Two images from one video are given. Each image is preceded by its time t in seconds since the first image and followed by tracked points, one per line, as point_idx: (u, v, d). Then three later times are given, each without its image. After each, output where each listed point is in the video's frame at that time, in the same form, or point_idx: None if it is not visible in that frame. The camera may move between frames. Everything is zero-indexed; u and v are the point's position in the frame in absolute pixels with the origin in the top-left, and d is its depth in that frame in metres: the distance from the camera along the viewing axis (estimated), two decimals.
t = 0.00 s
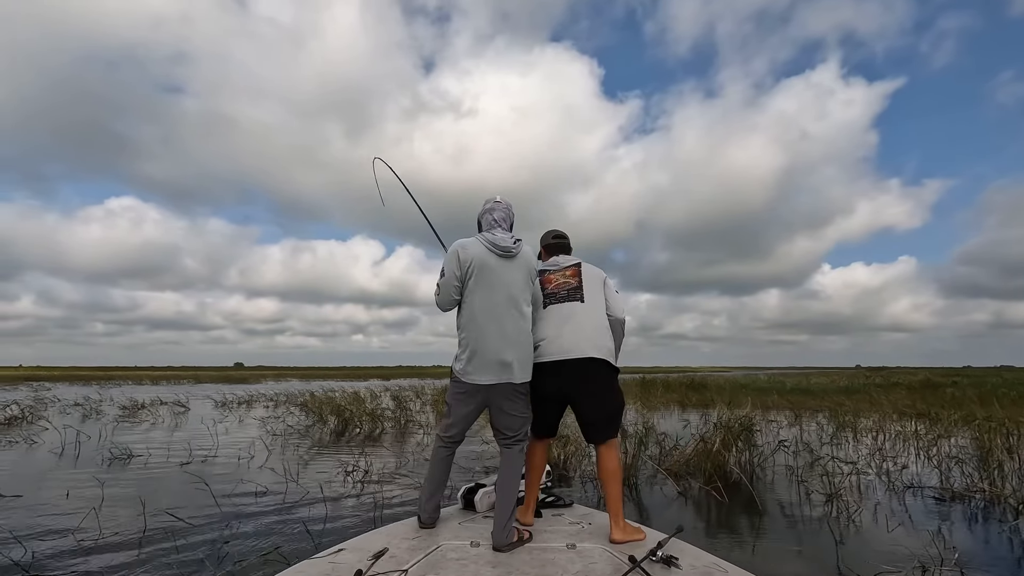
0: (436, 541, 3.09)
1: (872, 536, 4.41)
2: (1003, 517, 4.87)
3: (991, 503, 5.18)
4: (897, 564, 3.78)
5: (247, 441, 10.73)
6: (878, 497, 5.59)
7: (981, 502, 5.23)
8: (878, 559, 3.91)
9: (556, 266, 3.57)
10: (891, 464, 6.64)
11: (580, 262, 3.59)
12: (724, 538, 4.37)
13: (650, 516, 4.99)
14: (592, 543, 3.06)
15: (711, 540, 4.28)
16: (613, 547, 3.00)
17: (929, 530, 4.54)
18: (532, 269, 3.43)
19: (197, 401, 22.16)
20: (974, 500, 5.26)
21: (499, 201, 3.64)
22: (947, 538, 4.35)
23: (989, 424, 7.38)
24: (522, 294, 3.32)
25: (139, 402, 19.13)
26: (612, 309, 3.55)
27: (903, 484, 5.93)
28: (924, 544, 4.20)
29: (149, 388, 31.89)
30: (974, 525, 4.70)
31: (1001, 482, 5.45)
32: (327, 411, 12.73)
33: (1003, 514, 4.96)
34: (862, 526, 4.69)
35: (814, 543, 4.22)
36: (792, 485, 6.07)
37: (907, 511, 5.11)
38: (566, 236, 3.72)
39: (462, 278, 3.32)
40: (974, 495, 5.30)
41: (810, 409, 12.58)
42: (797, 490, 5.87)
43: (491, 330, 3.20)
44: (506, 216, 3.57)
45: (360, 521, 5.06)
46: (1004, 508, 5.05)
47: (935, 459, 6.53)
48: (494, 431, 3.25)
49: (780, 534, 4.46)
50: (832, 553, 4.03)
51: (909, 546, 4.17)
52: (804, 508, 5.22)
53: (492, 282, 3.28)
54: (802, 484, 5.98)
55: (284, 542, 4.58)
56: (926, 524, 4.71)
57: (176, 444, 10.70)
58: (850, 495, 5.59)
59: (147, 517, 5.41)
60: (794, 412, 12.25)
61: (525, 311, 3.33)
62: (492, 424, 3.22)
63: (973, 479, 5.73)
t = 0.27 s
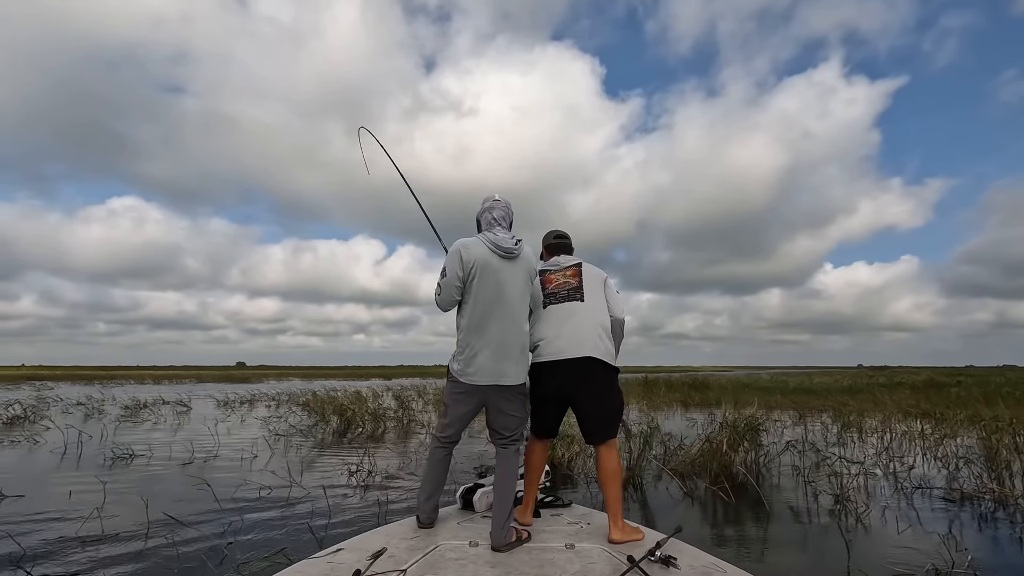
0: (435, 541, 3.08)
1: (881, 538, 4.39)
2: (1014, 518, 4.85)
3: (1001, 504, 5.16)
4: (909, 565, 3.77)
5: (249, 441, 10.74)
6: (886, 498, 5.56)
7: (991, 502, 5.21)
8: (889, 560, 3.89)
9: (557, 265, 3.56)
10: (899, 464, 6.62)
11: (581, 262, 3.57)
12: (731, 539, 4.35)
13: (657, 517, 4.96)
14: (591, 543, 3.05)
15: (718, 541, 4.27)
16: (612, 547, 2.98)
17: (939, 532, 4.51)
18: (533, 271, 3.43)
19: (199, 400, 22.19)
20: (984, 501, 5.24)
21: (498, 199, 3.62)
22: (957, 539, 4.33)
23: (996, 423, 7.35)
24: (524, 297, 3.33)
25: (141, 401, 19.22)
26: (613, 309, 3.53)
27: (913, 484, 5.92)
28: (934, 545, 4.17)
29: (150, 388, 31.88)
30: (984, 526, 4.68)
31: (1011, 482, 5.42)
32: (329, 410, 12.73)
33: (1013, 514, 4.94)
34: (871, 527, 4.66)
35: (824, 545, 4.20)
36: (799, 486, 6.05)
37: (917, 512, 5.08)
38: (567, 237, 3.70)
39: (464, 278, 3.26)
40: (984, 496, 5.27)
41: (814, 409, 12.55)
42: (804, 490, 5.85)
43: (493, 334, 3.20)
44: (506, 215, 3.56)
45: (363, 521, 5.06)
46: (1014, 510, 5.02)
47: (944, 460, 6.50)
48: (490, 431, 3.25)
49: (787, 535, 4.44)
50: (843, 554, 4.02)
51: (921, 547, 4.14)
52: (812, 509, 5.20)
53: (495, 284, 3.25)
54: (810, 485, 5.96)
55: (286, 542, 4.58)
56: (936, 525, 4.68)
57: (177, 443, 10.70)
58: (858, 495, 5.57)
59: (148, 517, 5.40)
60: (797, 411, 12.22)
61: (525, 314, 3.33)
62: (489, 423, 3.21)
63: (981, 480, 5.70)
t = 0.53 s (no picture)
0: (434, 541, 3.07)
1: (891, 539, 4.36)
2: None
3: (1012, 505, 5.12)
4: (920, 567, 3.75)
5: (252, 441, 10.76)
6: (895, 499, 5.54)
7: (1001, 503, 5.19)
8: (899, 562, 3.86)
9: (558, 265, 3.55)
10: (907, 465, 6.59)
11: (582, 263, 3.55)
12: (738, 540, 4.33)
13: (664, 519, 4.94)
14: (591, 543, 3.03)
15: (726, 543, 4.25)
16: (611, 547, 2.97)
17: (949, 533, 4.48)
18: (532, 269, 3.46)
19: (201, 400, 22.25)
20: (994, 502, 5.21)
21: (500, 194, 3.60)
22: (968, 541, 4.30)
23: (1004, 423, 7.31)
24: (523, 294, 3.36)
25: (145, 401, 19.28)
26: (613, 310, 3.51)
27: (922, 485, 5.89)
28: (945, 547, 4.14)
29: (152, 388, 31.92)
30: (994, 527, 4.65)
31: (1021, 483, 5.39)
32: (331, 410, 12.75)
33: None
34: (880, 528, 4.63)
35: (833, 546, 4.19)
36: (807, 487, 6.02)
37: (926, 513, 5.05)
38: (569, 238, 3.69)
39: (467, 269, 3.24)
40: (995, 497, 5.24)
41: (818, 409, 12.51)
42: (812, 491, 5.83)
43: (492, 327, 3.19)
44: (507, 210, 3.54)
45: (365, 521, 5.07)
46: None
47: (953, 461, 6.47)
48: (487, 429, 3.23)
49: (795, 537, 4.42)
50: (853, 555, 4.00)
51: (932, 548, 4.11)
52: (821, 510, 5.17)
53: (495, 279, 3.25)
54: (818, 487, 5.93)
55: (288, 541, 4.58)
56: (947, 527, 4.65)
57: (180, 443, 10.73)
58: (867, 495, 5.54)
59: (150, 517, 5.41)
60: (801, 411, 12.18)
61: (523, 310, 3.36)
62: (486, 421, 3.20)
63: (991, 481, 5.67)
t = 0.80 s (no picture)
0: (434, 538, 3.06)
1: (902, 540, 4.34)
2: None
3: None
4: (931, 569, 3.73)
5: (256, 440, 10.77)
6: (904, 500, 5.51)
7: (1012, 505, 5.15)
8: (911, 563, 3.84)
9: (545, 273, 3.56)
10: (915, 464, 6.58)
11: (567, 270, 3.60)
12: (746, 541, 4.31)
13: (671, 519, 4.92)
14: (590, 541, 3.02)
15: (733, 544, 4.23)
16: (611, 546, 2.96)
17: (960, 535, 4.46)
18: (519, 261, 3.40)
19: (204, 399, 22.28)
20: (1006, 503, 5.19)
21: (488, 193, 3.60)
22: (980, 543, 4.27)
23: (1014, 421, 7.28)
24: (507, 285, 3.29)
25: (148, 400, 19.30)
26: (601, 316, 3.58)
27: (932, 487, 5.85)
28: (956, 549, 4.12)
29: (155, 387, 32.00)
30: (1007, 529, 4.62)
31: None
32: (333, 409, 12.75)
33: None
34: (891, 530, 4.61)
35: (842, 548, 4.16)
36: (815, 488, 6.00)
37: (938, 515, 5.02)
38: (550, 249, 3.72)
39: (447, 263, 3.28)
40: (1007, 498, 5.21)
41: (823, 408, 12.47)
42: (821, 492, 5.81)
43: (474, 318, 3.16)
44: (497, 207, 3.53)
45: (369, 520, 5.07)
46: None
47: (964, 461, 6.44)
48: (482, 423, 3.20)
49: (804, 538, 4.41)
50: (862, 557, 3.97)
51: (944, 550, 4.10)
52: (830, 512, 5.15)
53: (477, 271, 3.24)
54: (826, 488, 5.91)
55: (292, 540, 4.59)
56: (958, 528, 4.63)
57: (183, 442, 10.73)
58: (876, 496, 5.51)
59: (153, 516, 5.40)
60: (806, 410, 12.14)
61: (509, 301, 3.29)
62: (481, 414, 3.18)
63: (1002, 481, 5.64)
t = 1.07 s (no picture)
0: (436, 537, 3.05)
1: (912, 542, 4.33)
2: None
3: None
4: (941, 569, 3.71)
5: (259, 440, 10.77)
6: (914, 501, 5.49)
7: None
8: (922, 564, 3.83)
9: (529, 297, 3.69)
10: (923, 464, 6.57)
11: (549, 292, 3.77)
12: (754, 541, 4.31)
13: (678, 520, 4.91)
14: (592, 538, 3.00)
15: (740, 544, 4.22)
16: (612, 543, 2.94)
17: (971, 536, 4.44)
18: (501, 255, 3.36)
19: (207, 399, 22.29)
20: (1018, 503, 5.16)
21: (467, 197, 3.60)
22: (991, 544, 4.25)
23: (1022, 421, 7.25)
24: (484, 276, 3.25)
25: (151, 400, 19.30)
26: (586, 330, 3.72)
27: (940, 487, 5.82)
28: (967, 551, 4.10)
29: (159, 386, 32.04)
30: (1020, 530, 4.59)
31: None
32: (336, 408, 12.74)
33: None
34: (901, 531, 4.60)
35: (850, 548, 4.15)
36: (823, 488, 5.98)
37: (949, 516, 5.00)
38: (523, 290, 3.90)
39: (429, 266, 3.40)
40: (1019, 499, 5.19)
41: (827, 407, 12.42)
42: (829, 493, 5.79)
43: (451, 312, 3.16)
44: (477, 211, 3.52)
45: (372, 520, 5.07)
46: None
47: (973, 460, 6.41)
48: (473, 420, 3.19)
49: (811, 538, 4.39)
50: (871, 557, 3.96)
51: (955, 552, 4.08)
52: (839, 512, 5.14)
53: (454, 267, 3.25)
54: (835, 488, 5.89)
55: (295, 540, 4.59)
56: (969, 530, 4.61)
57: (187, 442, 10.74)
58: (886, 496, 5.49)
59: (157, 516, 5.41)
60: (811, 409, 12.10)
61: (490, 295, 3.25)
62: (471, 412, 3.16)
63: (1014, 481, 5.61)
